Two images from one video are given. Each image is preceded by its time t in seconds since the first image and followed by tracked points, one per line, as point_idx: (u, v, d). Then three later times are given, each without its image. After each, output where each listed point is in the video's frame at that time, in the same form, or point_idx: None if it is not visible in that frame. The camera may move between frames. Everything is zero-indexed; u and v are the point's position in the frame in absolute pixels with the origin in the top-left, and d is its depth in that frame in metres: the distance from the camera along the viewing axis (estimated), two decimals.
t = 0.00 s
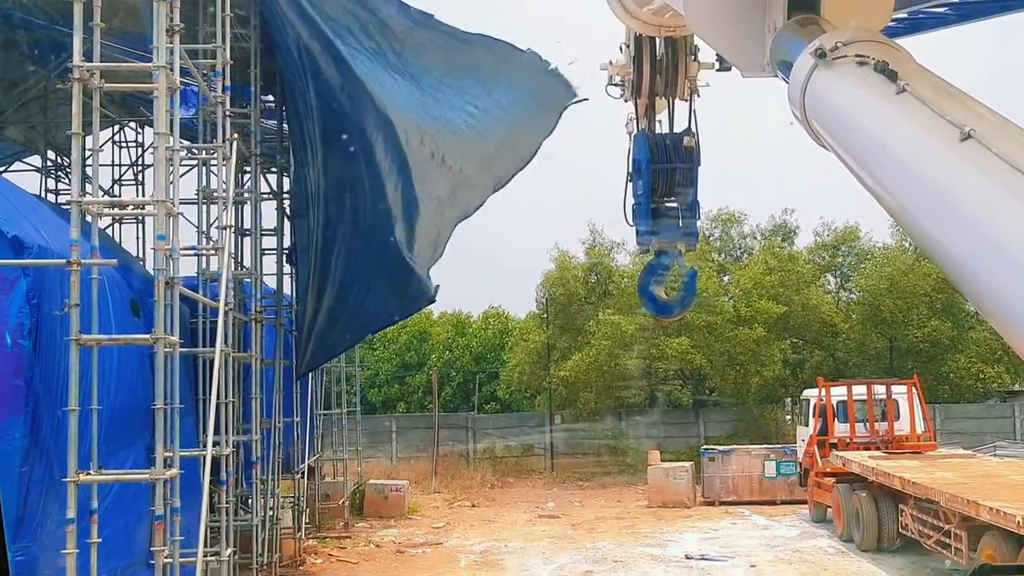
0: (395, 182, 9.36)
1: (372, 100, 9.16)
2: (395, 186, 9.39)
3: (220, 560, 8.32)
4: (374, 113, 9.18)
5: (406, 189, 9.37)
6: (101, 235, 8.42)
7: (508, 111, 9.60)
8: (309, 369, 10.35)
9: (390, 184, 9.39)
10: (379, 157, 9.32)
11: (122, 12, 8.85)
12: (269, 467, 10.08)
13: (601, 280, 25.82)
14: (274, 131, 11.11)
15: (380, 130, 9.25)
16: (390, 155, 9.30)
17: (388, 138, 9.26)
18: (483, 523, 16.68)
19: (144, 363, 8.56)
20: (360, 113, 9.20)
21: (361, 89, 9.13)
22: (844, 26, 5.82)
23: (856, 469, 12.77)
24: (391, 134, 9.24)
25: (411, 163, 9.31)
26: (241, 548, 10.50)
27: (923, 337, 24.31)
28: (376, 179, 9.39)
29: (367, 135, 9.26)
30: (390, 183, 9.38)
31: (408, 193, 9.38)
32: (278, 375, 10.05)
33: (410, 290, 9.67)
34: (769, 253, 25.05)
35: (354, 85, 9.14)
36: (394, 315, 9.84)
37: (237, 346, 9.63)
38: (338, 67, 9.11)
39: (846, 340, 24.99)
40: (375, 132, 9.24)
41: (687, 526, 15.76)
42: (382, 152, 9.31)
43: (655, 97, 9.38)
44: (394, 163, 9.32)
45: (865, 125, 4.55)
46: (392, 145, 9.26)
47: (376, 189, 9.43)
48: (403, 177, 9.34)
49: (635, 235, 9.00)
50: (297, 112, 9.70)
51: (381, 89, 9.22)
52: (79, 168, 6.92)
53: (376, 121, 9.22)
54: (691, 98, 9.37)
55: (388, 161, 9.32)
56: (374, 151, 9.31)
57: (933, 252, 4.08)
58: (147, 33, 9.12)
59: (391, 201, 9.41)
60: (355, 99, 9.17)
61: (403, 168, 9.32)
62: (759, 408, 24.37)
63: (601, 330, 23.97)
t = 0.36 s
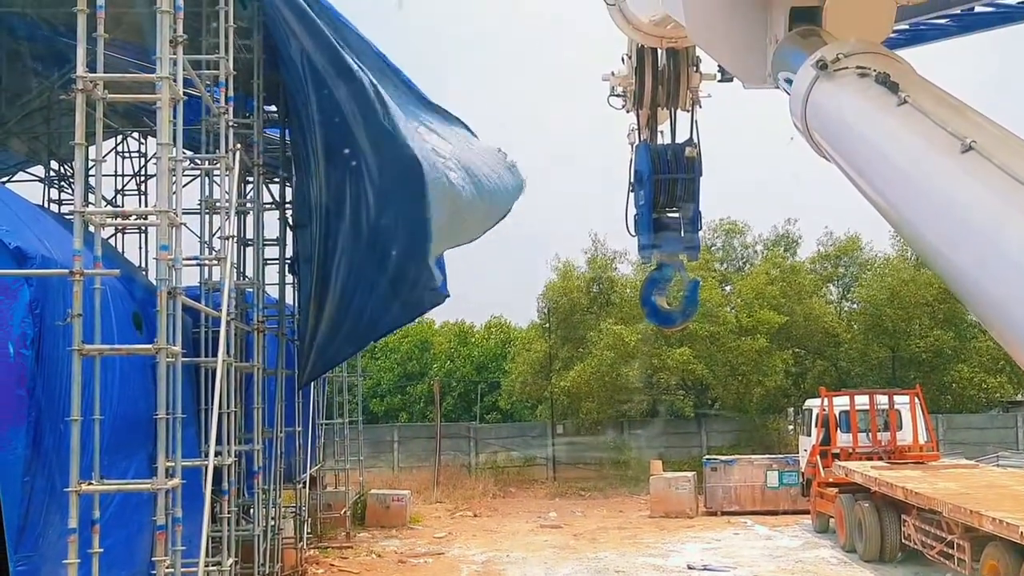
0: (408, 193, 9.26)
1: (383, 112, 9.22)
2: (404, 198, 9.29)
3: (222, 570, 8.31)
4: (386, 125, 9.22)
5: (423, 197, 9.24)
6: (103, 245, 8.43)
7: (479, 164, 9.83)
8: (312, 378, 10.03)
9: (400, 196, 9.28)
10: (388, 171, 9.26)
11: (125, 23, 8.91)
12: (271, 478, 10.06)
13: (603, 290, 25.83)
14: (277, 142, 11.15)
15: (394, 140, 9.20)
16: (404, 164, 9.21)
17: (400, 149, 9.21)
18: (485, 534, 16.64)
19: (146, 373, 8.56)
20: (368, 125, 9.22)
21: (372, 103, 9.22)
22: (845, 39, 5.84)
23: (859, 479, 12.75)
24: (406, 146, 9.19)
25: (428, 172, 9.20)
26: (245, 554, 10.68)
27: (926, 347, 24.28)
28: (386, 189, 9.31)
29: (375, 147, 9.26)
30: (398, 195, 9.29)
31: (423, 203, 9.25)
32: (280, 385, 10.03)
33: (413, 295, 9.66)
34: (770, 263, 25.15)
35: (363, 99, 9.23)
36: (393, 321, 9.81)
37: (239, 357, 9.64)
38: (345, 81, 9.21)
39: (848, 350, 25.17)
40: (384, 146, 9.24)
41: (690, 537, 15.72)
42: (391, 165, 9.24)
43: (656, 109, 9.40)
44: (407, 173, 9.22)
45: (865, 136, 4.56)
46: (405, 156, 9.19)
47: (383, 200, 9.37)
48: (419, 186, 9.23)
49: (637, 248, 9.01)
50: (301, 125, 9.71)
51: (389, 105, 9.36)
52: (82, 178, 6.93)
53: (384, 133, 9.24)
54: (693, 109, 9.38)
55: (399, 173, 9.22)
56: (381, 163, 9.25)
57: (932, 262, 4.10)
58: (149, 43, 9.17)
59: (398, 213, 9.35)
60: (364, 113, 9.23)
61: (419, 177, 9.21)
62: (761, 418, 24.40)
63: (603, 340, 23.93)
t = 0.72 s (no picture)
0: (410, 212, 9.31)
1: (384, 130, 9.29)
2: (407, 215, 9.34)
3: None
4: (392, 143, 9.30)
5: (425, 214, 9.30)
6: (105, 264, 8.45)
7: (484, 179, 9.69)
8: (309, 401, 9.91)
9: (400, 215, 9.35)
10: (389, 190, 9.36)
11: (127, 43, 8.95)
12: (270, 497, 10.03)
13: (604, 308, 25.86)
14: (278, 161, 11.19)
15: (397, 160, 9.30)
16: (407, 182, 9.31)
17: (401, 168, 9.32)
18: (485, 553, 16.58)
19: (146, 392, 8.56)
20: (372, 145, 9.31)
21: (373, 122, 9.28)
22: (844, 60, 5.86)
23: (860, 498, 12.72)
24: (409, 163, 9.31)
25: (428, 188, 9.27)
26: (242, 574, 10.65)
27: (927, 366, 24.23)
28: (389, 208, 9.37)
29: (377, 168, 9.35)
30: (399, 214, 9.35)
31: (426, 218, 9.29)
32: (280, 403, 10.03)
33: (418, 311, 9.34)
34: (771, 281, 25.14)
35: (364, 118, 9.30)
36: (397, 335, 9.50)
37: (239, 376, 9.63)
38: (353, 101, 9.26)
39: (848, 368, 25.19)
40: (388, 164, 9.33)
41: (691, 556, 15.66)
42: (392, 184, 9.33)
43: (656, 128, 9.39)
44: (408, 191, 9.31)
45: (864, 156, 4.56)
46: (405, 173, 9.29)
47: (387, 218, 9.39)
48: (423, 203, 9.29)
49: (638, 268, 9.02)
50: (303, 148, 9.81)
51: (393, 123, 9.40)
52: (83, 198, 6.95)
53: (385, 152, 9.32)
54: (693, 128, 9.39)
55: (401, 193, 9.32)
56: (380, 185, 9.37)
57: (932, 283, 4.09)
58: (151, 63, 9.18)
59: (401, 232, 9.34)
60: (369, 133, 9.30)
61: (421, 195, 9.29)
62: (762, 437, 24.31)
63: (603, 358, 23.87)
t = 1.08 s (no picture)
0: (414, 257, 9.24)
1: (384, 172, 9.14)
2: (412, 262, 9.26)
3: None
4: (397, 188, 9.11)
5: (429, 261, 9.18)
6: (103, 310, 8.45)
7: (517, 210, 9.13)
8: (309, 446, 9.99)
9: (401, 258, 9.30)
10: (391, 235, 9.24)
11: (127, 90, 9.02)
12: (266, 545, 9.95)
13: (602, 352, 25.82)
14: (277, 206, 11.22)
15: (399, 207, 9.17)
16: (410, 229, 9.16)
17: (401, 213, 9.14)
18: None
19: (142, 438, 8.51)
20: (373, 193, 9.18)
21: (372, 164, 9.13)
22: (840, 108, 5.91)
23: (861, 546, 12.62)
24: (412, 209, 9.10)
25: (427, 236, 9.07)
26: None
27: (925, 412, 24.13)
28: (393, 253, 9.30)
29: (380, 215, 9.22)
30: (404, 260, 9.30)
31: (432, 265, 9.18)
32: (276, 449, 9.97)
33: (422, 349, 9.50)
34: (769, 326, 25.09)
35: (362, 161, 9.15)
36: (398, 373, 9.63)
37: (236, 422, 9.58)
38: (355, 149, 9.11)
39: (847, 414, 25.00)
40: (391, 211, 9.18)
41: None
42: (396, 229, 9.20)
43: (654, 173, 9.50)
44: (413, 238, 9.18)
45: (859, 202, 4.60)
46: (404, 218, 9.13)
47: (389, 264, 9.36)
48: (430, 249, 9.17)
49: (635, 311, 9.12)
50: (300, 193, 9.73)
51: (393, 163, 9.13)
52: (83, 243, 6.97)
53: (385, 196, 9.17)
54: (690, 175, 9.46)
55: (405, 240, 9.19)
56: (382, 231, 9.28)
57: (928, 329, 4.11)
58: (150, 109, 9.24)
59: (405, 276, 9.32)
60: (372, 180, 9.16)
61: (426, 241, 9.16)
62: (761, 483, 24.23)
63: (601, 405, 23.83)
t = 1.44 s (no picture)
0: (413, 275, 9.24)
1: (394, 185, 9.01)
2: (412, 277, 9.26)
3: None
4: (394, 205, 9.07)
5: (430, 274, 9.18)
6: (98, 335, 8.45)
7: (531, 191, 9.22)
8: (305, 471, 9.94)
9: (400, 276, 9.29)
10: (390, 253, 9.23)
11: (125, 115, 9.04)
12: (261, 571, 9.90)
13: (598, 377, 25.63)
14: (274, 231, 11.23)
15: (397, 224, 9.13)
16: (409, 245, 9.14)
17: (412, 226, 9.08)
18: None
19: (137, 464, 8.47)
20: (371, 211, 9.13)
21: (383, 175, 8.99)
22: (835, 134, 5.94)
23: (858, 572, 12.57)
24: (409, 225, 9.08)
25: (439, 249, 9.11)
26: None
27: (920, 437, 24.22)
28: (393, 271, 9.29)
29: (377, 234, 9.20)
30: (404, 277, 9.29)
31: (430, 280, 9.19)
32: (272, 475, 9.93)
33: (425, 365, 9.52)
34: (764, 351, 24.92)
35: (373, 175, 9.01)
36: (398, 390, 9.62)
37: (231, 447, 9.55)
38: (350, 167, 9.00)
39: (844, 439, 24.87)
40: (390, 228, 9.15)
41: None
42: (394, 246, 9.19)
43: (649, 199, 9.54)
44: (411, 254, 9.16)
45: (855, 228, 4.63)
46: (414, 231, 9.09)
47: (390, 282, 9.33)
48: (428, 264, 9.14)
49: (632, 335, 9.12)
50: (297, 219, 9.64)
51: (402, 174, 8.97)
52: (79, 268, 6.97)
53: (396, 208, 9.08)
54: (687, 200, 9.49)
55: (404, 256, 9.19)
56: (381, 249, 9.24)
57: (923, 354, 4.13)
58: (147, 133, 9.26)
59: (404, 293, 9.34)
60: (369, 199, 9.10)
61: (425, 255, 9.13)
62: (758, 509, 24.35)
63: (598, 430, 23.62)
